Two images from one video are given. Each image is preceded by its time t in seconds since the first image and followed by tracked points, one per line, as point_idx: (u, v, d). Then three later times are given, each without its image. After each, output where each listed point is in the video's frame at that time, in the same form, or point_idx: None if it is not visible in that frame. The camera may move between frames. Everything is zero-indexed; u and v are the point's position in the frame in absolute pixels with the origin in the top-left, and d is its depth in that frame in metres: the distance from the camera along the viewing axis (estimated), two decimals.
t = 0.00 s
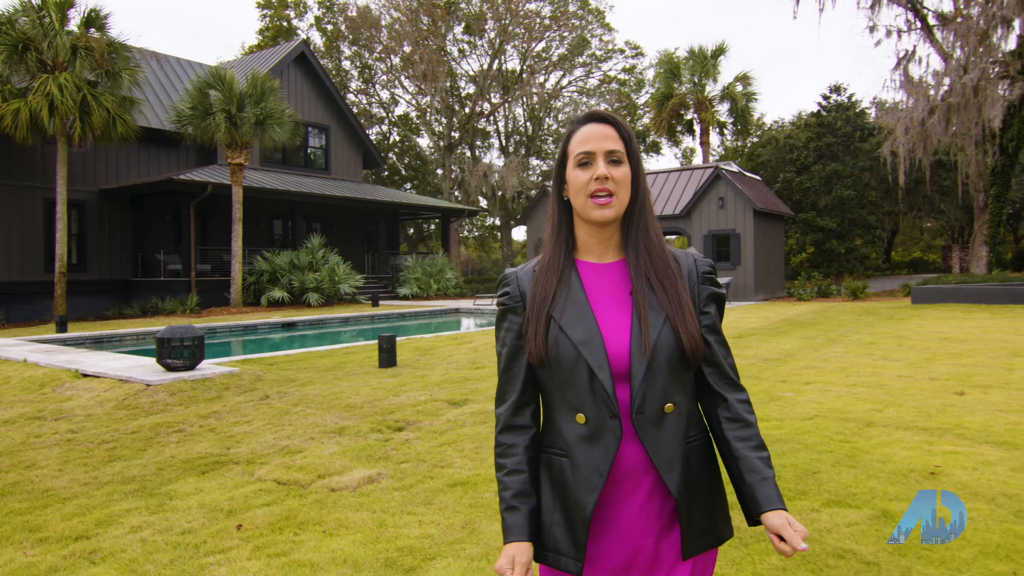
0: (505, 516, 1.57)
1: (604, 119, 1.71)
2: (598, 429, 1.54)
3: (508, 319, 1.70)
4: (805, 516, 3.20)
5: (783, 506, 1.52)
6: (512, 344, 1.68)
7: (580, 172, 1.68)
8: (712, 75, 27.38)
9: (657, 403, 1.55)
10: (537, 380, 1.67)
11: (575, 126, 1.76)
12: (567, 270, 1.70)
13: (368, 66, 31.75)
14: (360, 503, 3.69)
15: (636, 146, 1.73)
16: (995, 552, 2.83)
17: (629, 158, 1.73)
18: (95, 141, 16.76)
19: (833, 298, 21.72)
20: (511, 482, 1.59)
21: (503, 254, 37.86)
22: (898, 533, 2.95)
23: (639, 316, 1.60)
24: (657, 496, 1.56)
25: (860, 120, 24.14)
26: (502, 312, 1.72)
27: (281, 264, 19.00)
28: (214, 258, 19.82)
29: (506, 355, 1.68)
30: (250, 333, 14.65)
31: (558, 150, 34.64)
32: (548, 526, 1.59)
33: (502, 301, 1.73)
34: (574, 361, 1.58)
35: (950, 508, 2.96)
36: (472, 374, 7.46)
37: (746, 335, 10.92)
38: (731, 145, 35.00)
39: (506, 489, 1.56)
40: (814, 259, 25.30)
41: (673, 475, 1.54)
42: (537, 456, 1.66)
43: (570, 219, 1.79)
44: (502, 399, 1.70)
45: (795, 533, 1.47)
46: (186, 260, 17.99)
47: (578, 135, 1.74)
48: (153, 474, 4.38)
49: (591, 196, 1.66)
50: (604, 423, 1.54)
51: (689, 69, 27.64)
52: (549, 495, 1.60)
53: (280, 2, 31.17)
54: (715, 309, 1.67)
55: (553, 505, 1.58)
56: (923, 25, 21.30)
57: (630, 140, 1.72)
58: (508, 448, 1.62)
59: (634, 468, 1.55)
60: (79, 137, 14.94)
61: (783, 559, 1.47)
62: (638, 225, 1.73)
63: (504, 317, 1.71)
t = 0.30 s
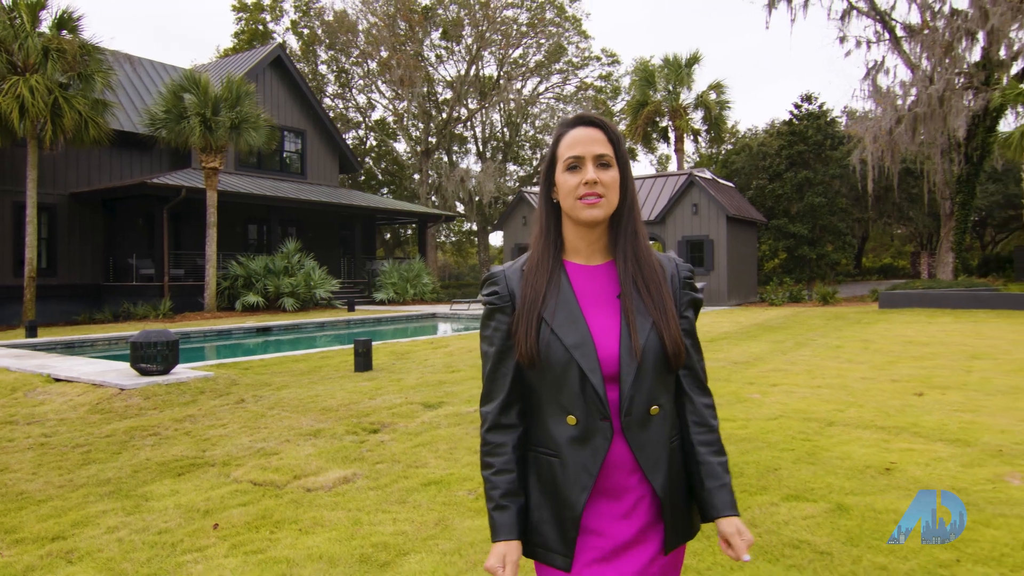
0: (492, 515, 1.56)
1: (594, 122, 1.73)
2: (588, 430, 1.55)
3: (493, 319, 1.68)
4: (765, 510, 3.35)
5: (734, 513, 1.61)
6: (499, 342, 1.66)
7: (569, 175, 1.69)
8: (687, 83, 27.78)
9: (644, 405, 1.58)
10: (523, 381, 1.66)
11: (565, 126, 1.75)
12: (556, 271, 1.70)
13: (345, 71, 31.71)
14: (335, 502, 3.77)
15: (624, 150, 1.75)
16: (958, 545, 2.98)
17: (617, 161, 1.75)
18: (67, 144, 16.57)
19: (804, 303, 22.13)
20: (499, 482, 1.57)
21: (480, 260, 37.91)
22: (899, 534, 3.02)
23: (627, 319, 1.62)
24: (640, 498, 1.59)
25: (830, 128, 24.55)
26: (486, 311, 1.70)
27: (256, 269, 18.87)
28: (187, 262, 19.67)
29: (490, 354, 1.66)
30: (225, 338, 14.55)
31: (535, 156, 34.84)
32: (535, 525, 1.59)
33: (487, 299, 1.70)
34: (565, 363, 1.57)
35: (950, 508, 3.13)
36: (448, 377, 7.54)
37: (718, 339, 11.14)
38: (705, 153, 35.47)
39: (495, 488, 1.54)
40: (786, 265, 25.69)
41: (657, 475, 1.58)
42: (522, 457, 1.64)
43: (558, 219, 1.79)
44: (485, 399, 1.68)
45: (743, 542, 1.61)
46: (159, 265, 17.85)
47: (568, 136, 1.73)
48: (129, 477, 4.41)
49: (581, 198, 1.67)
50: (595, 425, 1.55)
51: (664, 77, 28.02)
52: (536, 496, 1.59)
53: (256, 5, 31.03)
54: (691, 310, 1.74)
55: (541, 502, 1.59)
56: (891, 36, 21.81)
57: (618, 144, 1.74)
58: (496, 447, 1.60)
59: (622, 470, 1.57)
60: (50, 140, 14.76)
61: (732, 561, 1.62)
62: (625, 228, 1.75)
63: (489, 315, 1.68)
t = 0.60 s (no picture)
0: (458, 521, 1.60)
1: (587, 130, 1.78)
2: (576, 435, 1.57)
3: (475, 323, 1.67)
4: (729, 506, 3.48)
5: (694, 514, 1.82)
6: (482, 346, 1.67)
7: (562, 178, 1.72)
8: (663, 92, 28.11)
9: (630, 412, 1.62)
10: (503, 387, 1.68)
11: (556, 133, 1.79)
12: (541, 276, 1.72)
13: (323, 76, 31.65)
14: (313, 503, 3.84)
15: (611, 159, 1.81)
16: (959, 542, 3.08)
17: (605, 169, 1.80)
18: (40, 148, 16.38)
19: (778, 309, 22.47)
20: (466, 487, 1.61)
21: (458, 266, 37.96)
22: (900, 533, 3.13)
23: (614, 327, 1.67)
24: (622, 503, 1.63)
25: (804, 137, 24.97)
26: (468, 315, 1.69)
27: (232, 274, 18.79)
28: (162, 267, 19.51)
29: (472, 359, 1.66)
30: (200, 344, 14.49)
31: (514, 162, 35.01)
32: (515, 530, 1.60)
33: (469, 304, 1.70)
34: (552, 369, 1.58)
35: (950, 509, 3.26)
36: (425, 381, 7.61)
37: (692, 344, 11.32)
38: (682, 160, 35.88)
39: (461, 493, 1.58)
40: (761, 271, 26.06)
41: (641, 481, 1.63)
42: (496, 462, 1.66)
43: (542, 224, 1.82)
44: (464, 405, 1.67)
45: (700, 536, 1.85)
46: (133, 270, 17.69)
47: (558, 143, 1.77)
48: (106, 480, 4.44)
49: (573, 202, 1.70)
50: (583, 430, 1.57)
51: (641, 85, 28.35)
52: (517, 501, 1.59)
53: (233, 10, 30.90)
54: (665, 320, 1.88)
55: (524, 507, 1.59)
56: (863, 48, 22.28)
57: (606, 153, 1.80)
58: (467, 452, 1.63)
59: (607, 474, 1.60)
60: (23, 144, 14.58)
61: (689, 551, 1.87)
62: (612, 237, 1.81)
63: (471, 320, 1.68)
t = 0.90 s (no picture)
0: (453, 527, 1.55)
1: (573, 131, 1.77)
2: (567, 440, 1.55)
3: (467, 328, 1.66)
4: (698, 501, 3.61)
5: (691, 522, 1.77)
6: (474, 352, 1.64)
7: (548, 177, 1.71)
8: (642, 99, 28.42)
9: (622, 416, 1.59)
10: (495, 391, 1.65)
11: (543, 134, 1.78)
12: (532, 280, 1.70)
13: (303, 81, 31.58)
14: (293, 502, 3.91)
15: (599, 159, 1.80)
16: (958, 543, 3.11)
17: (593, 167, 1.78)
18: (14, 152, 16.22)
19: (755, 314, 22.78)
20: (463, 492, 1.58)
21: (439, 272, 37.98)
22: (899, 534, 3.16)
23: (606, 330, 1.64)
24: (612, 510, 1.61)
25: (780, 145, 25.38)
26: (460, 320, 1.67)
27: (211, 280, 18.69)
28: (139, 272, 19.40)
29: (464, 364, 1.64)
30: (178, 349, 14.41)
31: (494, 168, 35.17)
32: (509, 538, 1.57)
33: (460, 308, 1.68)
34: (542, 374, 1.57)
35: (950, 507, 3.25)
36: (405, 385, 7.68)
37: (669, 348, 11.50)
38: (661, 167, 36.25)
39: (456, 499, 1.55)
40: (739, 277, 26.39)
41: (632, 488, 1.61)
42: (488, 469, 1.63)
43: (532, 228, 1.81)
44: (457, 412, 1.65)
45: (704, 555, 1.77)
46: (110, 276, 17.54)
47: (546, 143, 1.76)
48: (87, 482, 4.47)
49: (559, 201, 1.69)
50: (574, 435, 1.55)
51: (621, 93, 28.68)
52: (510, 509, 1.57)
53: (213, 14, 30.78)
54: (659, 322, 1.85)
55: (515, 516, 1.57)
56: (838, 58, 22.74)
57: (593, 151, 1.79)
58: (461, 458, 1.60)
59: (598, 481, 1.58)
60: None
61: (686, 575, 1.80)
62: (603, 237, 1.80)
63: (462, 324, 1.67)
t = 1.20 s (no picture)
0: (439, 527, 1.53)
1: (570, 126, 1.74)
2: (557, 440, 1.52)
3: (461, 324, 1.65)
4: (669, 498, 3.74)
5: (728, 523, 1.58)
6: (467, 348, 1.63)
7: (542, 175, 1.69)
8: (621, 105, 28.72)
9: (616, 416, 1.56)
10: (489, 390, 1.63)
11: (540, 131, 1.76)
12: (528, 277, 1.69)
13: (283, 85, 31.47)
14: (274, 502, 3.97)
15: (598, 154, 1.76)
16: (957, 544, 3.15)
17: (591, 164, 1.75)
18: None
19: (732, 318, 23.09)
20: (450, 493, 1.55)
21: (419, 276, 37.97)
22: (899, 533, 3.20)
23: (600, 328, 1.61)
24: (604, 515, 1.57)
25: (757, 151, 25.76)
26: (455, 315, 1.67)
27: (188, 284, 18.56)
28: (116, 277, 19.19)
29: (459, 359, 1.63)
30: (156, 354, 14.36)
31: (475, 173, 35.31)
32: (496, 538, 1.56)
33: (455, 304, 1.68)
34: (535, 371, 1.54)
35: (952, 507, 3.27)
36: (385, 388, 7.74)
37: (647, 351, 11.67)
38: (640, 173, 36.59)
39: (444, 499, 1.52)
40: (718, 282, 26.71)
41: (627, 490, 1.57)
42: (481, 467, 1.61)
43: (529, 226, 1.79)
44: (448, 408, 1.64)
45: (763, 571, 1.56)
46: (86, 280, 17.39)
47: (542, 139, 1.74)
48: (67, 484, 4.50)
49: (552, 200, 1.67)
50: (564, 435, 1.52)
51: (600, 99, 28.98)
52: (497, 507, 1.56)
53: (191, 17, 30.63)
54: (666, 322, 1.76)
55: (502, 516, 1.55)
56: (813, 66, 23.19)
57: (591, 147, 1.75)
58: (450, 457, 1.58)
59: (590, 483, 1.55)
60: None
61: None
62: (599, 235, 1.75)
63: (457, 321, 1.66)
